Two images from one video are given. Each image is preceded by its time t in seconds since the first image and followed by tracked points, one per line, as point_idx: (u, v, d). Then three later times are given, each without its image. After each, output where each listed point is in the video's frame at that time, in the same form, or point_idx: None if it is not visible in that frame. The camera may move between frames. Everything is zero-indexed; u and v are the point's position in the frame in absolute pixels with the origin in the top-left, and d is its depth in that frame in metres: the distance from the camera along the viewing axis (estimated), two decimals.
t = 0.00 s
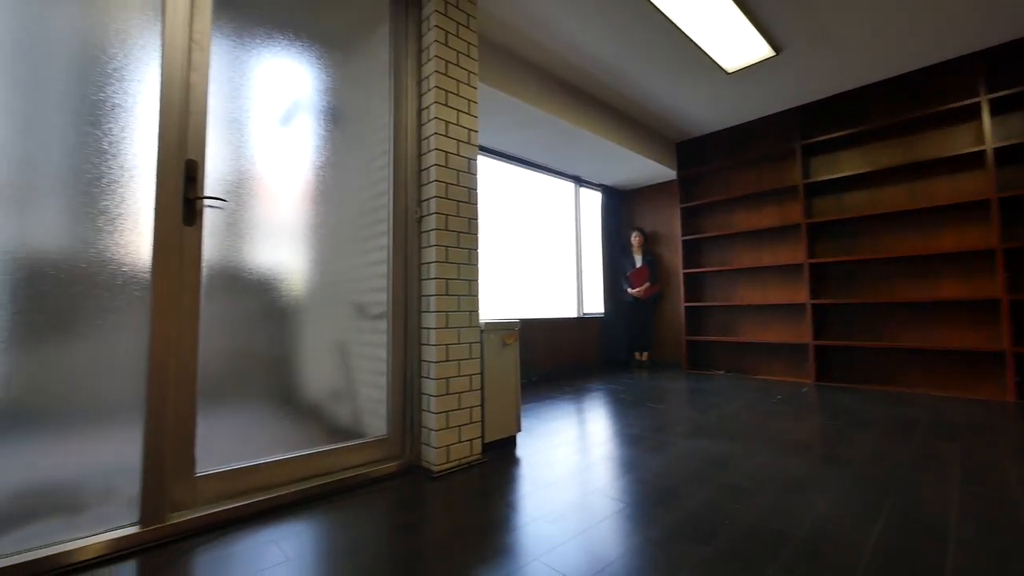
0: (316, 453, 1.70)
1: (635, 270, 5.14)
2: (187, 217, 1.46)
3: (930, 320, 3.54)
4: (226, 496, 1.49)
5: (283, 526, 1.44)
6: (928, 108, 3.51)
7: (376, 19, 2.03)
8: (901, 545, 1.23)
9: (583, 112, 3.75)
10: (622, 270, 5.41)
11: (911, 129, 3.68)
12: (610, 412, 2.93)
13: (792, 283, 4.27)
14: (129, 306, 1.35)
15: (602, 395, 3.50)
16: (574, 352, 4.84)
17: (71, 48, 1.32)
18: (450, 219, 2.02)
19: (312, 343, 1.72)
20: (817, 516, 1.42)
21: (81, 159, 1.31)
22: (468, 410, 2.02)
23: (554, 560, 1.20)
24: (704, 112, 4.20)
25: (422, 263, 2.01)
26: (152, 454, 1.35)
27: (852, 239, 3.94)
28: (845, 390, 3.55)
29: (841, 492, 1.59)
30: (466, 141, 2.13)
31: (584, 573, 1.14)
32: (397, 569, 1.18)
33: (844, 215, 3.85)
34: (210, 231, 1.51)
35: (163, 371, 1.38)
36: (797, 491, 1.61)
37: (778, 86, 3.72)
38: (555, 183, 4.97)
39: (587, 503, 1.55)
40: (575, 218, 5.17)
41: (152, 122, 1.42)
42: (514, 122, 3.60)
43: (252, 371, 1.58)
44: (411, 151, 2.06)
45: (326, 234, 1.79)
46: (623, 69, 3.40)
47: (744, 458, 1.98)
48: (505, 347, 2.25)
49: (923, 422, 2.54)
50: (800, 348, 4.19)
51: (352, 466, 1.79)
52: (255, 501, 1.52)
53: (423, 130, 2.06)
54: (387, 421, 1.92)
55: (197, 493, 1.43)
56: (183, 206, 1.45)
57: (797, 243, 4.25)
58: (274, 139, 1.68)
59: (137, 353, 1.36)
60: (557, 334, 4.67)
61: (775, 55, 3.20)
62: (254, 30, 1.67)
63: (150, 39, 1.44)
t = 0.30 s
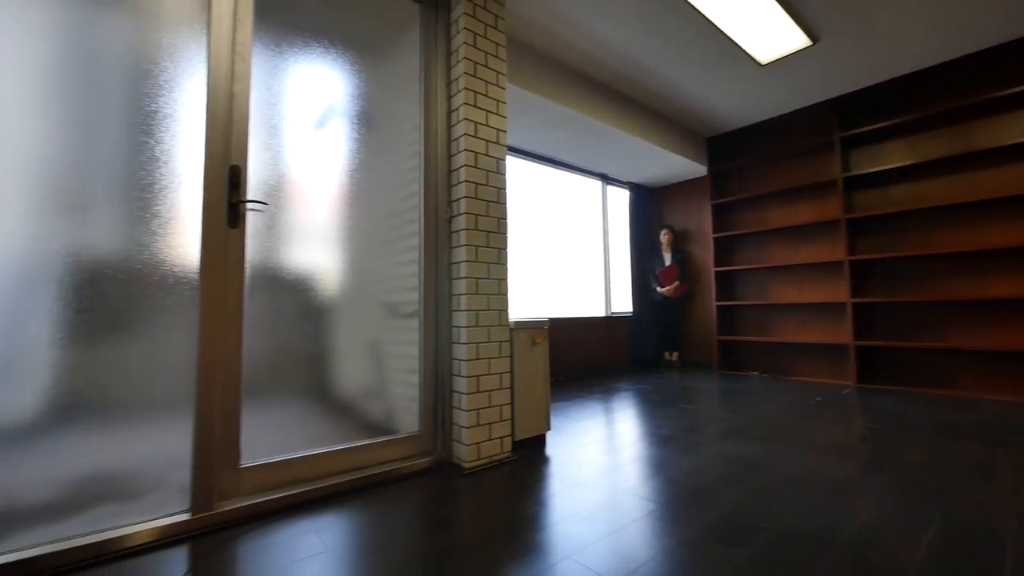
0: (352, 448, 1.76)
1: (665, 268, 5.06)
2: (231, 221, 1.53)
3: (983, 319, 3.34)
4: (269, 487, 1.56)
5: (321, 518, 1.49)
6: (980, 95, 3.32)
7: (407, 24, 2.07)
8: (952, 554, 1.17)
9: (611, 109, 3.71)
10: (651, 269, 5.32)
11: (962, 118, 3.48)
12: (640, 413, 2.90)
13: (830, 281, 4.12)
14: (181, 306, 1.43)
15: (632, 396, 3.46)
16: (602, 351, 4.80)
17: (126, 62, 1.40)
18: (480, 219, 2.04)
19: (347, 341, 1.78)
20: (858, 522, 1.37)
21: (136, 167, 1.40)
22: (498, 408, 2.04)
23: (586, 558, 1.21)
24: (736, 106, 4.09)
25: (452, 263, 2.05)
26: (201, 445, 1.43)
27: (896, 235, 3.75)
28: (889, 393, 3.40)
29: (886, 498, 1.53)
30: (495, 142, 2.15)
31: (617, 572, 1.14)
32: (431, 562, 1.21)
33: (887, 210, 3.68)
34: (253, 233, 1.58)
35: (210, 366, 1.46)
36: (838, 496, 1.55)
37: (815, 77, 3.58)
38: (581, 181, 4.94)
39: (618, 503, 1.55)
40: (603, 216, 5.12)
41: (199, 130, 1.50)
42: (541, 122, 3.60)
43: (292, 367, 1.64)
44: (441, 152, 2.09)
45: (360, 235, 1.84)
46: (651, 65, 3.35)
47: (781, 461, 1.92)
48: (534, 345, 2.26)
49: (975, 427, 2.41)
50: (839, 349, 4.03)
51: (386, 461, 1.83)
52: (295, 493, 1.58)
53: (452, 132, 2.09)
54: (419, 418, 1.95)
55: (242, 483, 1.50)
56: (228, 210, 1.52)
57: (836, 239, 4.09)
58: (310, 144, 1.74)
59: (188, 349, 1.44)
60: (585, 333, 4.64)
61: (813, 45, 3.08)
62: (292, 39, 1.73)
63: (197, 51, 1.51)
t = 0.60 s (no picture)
0: (385, 444, 1.80)
1: (695, 267, 4.94)
2: (271, 224, 1.59)
3: None
4: (307, 481, 1.61)
5: (356, 512, 1.52)
6: None
7: (436, 28, 2.10)
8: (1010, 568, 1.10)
9: (639, 106, 3.65)
10: (681, 268, 5.21)
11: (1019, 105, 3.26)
12: (671, 414, 2.84)
13: (873, 280, 3.95)
14: (225, 306, 1.50)
15: (662, 397, 3.40)
16: (631, 351, 4.74)
17: (172, 75, 1.48)
18: (509, 219, 2.05)
19: (379, 340, 1.82)
20: (906, 531, 1.30)
21: (183, 174, 1.47)
22: (528, 407, 2.04)
23: (619, 560, 1.19)
24: (770, 100, 3.96)
25: (481, 263, 2.06)
26: (244, 439, 1.49)
27: (946, 230, 3.55)
28: (938, 397, 3.22)
29: (937, 507, 1.45)
30: (523, 142, 2.15)
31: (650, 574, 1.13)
32: (462, 558, 1.22)
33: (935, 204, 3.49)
34: (290, 236, 1.64)
35: (252, 364, 1.52)
36: (883, 504, 1.48)
37: (856, 67, 3.43)
38: (609, 180, 4.89)
39: (649, 504, 1.53)
40: (631, 215, 5.05)
41: (241, 138, 1.57)
42: (567, 121, 3.58)
43: (328, 365, 1.69)
44: (470, 154, 2.11)
45: (392, 237, 1.88)
46: (681, 60, 3.28)
47: (821, 466, 1.85)
48: (563, 345, 2.25)
49: None
50: (882, 350, 3.86)
51: (417, 458, 1.87)
52: (331, 487, 1.63)
53: (481, 133, 2.11)
54: (449, 416, 1.98)
55: (282, 477, 1.56)
56: (268, 213, 1.58)
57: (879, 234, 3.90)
58: (343, 149, 1.79)
59: (231, 347, 1.50)
60: (614, 334, 4.59)
61: (852, 33, 2.95)
62: (326, 47, 1.79)
63: (237, 62, 1.58)
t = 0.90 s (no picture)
0: (416, 441, 1.83)
1: (726, 265, 4.82)
2: (306, 226, 1.64)
3: None
4: (341, 476, 1.66)
5: (388, 508, 1.56)
6: None
7: (463, 30, 2.12)
8: None
9: (668, 101, 3.58)
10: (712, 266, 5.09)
11: None
12: (702, 416, 2.78)
13: (919, 278, 3.76)
14: (264, 305, 1.56)
15: (692, 398, 3.34)
16: (660, 351, 4.66)
17: (213, 85, 1.55)
18: (537, 218, 2.05)
19: (409, 339, 1.85)
20: (958, 543, 1.24)
21: (224, 179, 1.54)
22: (556, 407, 2.04)
23: (651, 563, 1.18)
24: (806, 92, 3.81)
25: (509, 263, 2.07)
26: (283, 434, 1.55)
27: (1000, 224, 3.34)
28: (992, 402, 3.04)
29: (992, 518, 1.37)
30: (551, 141, 2.15)
31: None
32: (493, 556, 1.23)
33: (989, 196, 3.28)
34: (324, 238, 1.69)
35: (290, 361, 1.58)
36: (933, 514, 1.41)
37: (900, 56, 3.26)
38: (636, 177, 4.82)
39: (679, 507, 1.51)
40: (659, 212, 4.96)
41: (278, 143, 1.62)
42: (594, 119, 3.55)
43: (361, 363, 1.74)
44: (497, 154, 2.12)
45: (421, 237, 1.91)
46: (712, 55, 3.20)
47: (864, 473, 1.78)
48: (592, 345, 2.24)
49: None
50: (929, 352, 3.66)
51: (447, 456, 1.89)
52: (364, 482, 1.67)
53: (508, 133, 2.12)
54: (478, 415, 2.00)
55: (318, 471, 1.61)
56: (303, 216, 1.63)
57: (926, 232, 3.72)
58: (373, 152, 1.83)
59: (270, 345, 1.56)
60: (642, 333, 4.52)
61: (896, 20, 2.81)
62: (357, 54, 1.83)
63: (274, 71, 1.64)
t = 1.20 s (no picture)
0: (445, 439, 1.85)
1: (759, 264, 4.67)
2: (338, 228, 1.68)
3: None
4: (373, 472, 1.70)
5: (419, 504, 1.59)
6: None
7: (489, 32, 2.13)
8: None
9: (698, 96, 3.50)
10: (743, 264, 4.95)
11: None
12: (734, 418, 2.71)
13: (970, 275, 3.55)
14: (299, 305, 1.61)
15: (723, 400, 3.26)
16: (690, 352, 4.56)
17: (250, 93, 1.61)
18: (564, 218, 2.04)
19: (437, 339, 1.88)
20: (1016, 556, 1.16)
21: (260, 184, 1.60)
22: (584, 407, 2.03)
23: (683, 567, 1.16)
24: (845, 83, 3.65)
25: (536, 262, 2.07)
26: (318, 430, 1.60)
27: None
28: None
29: None
30: (577, 140, 2.13)
31: None
32: (522, 555, 1.24)
33: None
34: (356, 240, 1.73)
35: (324, 359, 1.62)
36: (987, 525, 1.33)
37: (948, 42, 3.08)
38: (664, 175, 4.73)
39: (711, 510, 1.48)
40: (688, 210, 4.85)
41: (311, 148, 1.67)
42: (621, 116, 3.51)
43: (391, 362, 1.77)
44: (523, 154, 2.13)
45: (449, 238, 1.94)
46: (743, 48, 3.11)
47: (910, 480, 1.69)
48: (620, 345, 2.22)
49: None
50: (982, 353, 3.46)
51: (475, 454, 1.91)
52: (396, 478, 1.70)
53: (534, 133, 2.12)
54: (506, 414, 2.01)
55: (351, 467, 1.65)
56: (335, 219, 1.68)
57: (979, 227, 3.49)
58: (402, 155, 1.87)
59: (305, 344, 1.61)
60: (671, 333, 4.44)
61: (943, 5, 2.67)
62: (386, 59, 1.87)
63: (307, 78, 1.69)
